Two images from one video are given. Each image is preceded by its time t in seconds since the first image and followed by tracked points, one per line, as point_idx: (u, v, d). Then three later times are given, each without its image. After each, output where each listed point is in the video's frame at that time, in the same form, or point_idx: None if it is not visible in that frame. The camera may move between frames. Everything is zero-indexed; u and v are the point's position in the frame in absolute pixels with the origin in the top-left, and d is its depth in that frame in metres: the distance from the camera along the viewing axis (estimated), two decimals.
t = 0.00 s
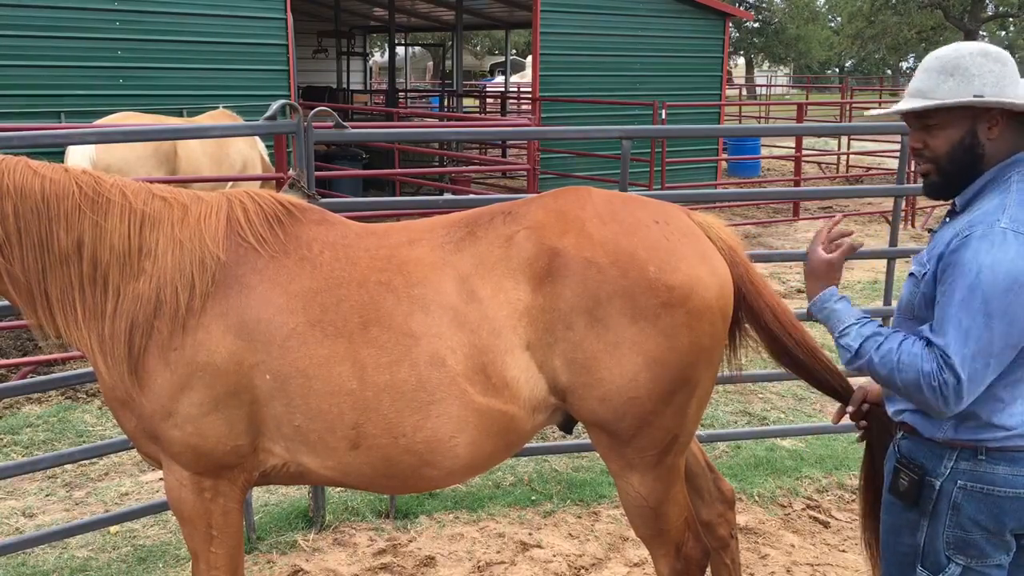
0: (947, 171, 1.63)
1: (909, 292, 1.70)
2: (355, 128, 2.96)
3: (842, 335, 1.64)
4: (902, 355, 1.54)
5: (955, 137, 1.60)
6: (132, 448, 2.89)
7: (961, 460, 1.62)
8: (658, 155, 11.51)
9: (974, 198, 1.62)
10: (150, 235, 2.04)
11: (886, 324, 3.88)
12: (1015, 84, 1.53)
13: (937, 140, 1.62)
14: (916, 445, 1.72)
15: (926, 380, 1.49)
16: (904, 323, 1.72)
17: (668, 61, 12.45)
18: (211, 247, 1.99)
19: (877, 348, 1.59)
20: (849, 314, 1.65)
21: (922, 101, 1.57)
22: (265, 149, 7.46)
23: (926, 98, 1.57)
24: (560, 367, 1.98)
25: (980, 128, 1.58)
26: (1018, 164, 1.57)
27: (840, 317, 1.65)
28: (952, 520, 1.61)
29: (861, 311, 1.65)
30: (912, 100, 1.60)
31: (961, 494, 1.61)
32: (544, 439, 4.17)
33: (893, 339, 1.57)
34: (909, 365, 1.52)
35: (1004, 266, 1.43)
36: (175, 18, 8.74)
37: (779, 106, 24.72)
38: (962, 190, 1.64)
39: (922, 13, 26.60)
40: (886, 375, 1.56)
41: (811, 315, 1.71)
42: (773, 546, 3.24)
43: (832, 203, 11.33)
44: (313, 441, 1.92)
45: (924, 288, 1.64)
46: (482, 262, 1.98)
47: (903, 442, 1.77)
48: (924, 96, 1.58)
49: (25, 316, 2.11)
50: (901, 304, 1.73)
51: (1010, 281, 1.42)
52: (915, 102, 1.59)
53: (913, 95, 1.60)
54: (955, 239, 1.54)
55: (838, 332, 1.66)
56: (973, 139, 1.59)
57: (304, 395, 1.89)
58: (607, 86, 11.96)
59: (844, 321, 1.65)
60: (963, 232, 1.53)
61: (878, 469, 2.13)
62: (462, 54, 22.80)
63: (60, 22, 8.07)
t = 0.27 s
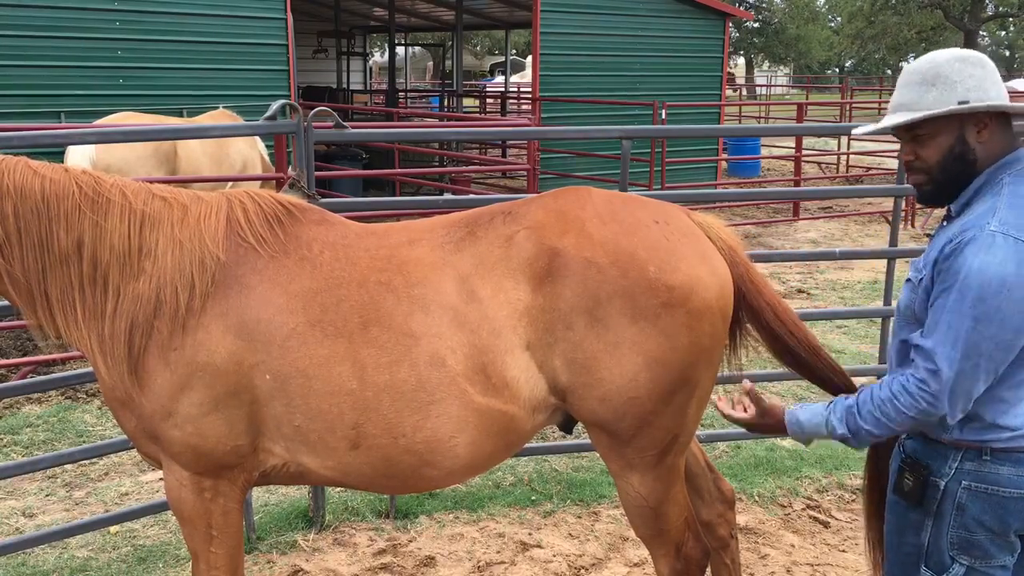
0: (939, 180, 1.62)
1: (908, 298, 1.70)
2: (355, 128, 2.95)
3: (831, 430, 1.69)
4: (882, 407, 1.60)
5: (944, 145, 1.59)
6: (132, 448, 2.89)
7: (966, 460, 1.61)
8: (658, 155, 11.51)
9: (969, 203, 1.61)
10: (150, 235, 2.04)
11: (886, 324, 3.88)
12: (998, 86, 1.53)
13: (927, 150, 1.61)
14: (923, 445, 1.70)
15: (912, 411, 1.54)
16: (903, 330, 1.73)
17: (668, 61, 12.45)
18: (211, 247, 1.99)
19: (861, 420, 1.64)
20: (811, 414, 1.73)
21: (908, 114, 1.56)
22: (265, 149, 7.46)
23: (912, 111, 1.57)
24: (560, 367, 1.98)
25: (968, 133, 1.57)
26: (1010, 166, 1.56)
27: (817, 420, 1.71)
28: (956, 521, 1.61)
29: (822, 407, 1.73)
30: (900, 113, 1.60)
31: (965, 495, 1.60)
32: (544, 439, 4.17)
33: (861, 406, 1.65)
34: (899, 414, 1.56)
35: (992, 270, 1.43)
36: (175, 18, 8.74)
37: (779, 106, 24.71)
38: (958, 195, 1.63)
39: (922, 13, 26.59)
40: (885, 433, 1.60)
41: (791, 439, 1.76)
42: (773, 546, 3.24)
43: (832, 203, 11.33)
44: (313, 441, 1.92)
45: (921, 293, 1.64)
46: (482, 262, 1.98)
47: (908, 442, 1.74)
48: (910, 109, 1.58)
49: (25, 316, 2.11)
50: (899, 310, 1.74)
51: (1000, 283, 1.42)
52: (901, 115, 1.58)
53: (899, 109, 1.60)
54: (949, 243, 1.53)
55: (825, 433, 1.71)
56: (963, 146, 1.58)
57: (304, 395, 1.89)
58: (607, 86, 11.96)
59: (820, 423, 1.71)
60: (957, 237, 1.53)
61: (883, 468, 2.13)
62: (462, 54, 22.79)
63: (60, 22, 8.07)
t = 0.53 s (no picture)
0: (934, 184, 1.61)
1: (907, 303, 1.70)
2: (355, 128, 2.95)
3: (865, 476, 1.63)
4: (899, 433, 1.56)
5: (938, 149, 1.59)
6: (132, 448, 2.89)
7: (966, 461, 1.60)
8: (658, 155, 11.50)
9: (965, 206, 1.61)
10: (150, 235, 2.04)
11: (886, 324, 3.88)
12: (990, 88, 1.54)
13: (922, 154, 1.61)
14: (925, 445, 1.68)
15: (928, 428, 1.51)
16: (905, 336, 1.73)
17: (668, 61, 12.45)
18: (211, 247, 1.99)
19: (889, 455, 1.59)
20: (842, 469, 1.69)
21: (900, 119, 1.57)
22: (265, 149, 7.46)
23: (905, 116, 1.58)
24: (560, 367, 1.98)
25: (962, 136, 1.57)
26: (1005, 167, 1.56)
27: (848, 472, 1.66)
28: (957, 522, 1.61)
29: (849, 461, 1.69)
30: (893, 118, 1.61)
31: (966, 495, 1.60)
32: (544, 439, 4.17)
33: (881, 440, 1.61)
34: (917, 437, 1.53)
35: (989, 274, 1.42)
36: (175, 18, 8.74)
37: (778, 106, 24.70)
38: (954, 198, 1.62)
39: (922, 13, 26.57)
40: (913, 460, 1.55)
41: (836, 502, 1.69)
42: (773, 546, 3.24)
43: (832, 203, 11.32)
44: (313, 441, 1.92)
45: (920, 299, 1.64)
46: (482, 262, 1.98)
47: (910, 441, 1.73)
48: (902, 114, 1.59)
49: (25, 316, 2.11)
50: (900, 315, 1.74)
51: (1000, 286, 1.41)
52: (894, 121, 1.59)
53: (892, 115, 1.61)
54: (947, 248, 1.53)
55: (865, 483, 1.64)
56: (957, 148, 1.58)
57: (304, 395, 1.89)
58: (607, 86, 11.96)
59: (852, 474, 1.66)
60: (954, 241, 1.53)
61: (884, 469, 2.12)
62: (462, 54, 22.80)
63: (60, 22, 8.07)
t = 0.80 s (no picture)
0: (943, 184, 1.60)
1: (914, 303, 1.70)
2: (355, 128, 2.95)
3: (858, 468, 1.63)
4: (897, 427, 1.55)
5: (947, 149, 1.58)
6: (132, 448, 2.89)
7: (973, 463, 1.59)
8: (658, 155, 11.50)
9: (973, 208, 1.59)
10: (150, 235, 2.04)
11: (886, 324, 3.88)
12: (1000, 89, 1.53)
13: (929, 154, 1.60)
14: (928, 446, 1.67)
15: (928, 426, 1.50)
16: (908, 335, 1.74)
17: (669, 61, 12.45)
18: (211, 247, 1.99)
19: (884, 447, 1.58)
20: (834, 455, 1.68)
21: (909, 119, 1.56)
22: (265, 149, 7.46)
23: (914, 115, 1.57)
24: (560, 368, 1.98)
25: (971, 137, 1.56)
26: (1014, 168, 1.55)
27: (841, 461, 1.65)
28: (964, 524, 1.59)
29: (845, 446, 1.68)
30: (902, 117, 1.60)
31: (973, 498, 1.59)
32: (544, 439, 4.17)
33: (878, 433, 1.60)
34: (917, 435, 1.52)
35: (999, 275, 1.41)
36: (175, 18, 8.74)
37: (778, 105, 24.70)
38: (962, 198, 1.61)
39: (922, 13, 26.55)
40: (908, 457, 1.54)
41: (822, 487, 1.69)
42: (773, 546, 3.24)
43: (832, 203, 11.33)
44: (313, 441, 1.92)
45: (927, 299, 1.64)
46: (481, 262, 1.98)
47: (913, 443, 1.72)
48: (912, 112, 1.58)
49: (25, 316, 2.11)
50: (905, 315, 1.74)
51: (1010, 288, 1.40)
52: (902, 119, 1.59)
53: (901, 114, 1.60)
54: (956, 248, 1.52)
55: (854, 474, 1.64)
56: (966, 148, 1.57)
57: (303, 395, 1.89)
58: (607, 86, 11.97)
59: (844, 463, 1.65)
60: (962, 241, 1.51)
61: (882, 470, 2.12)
62: (462, 54, 22.80)
63: (60, 22, 8.07)
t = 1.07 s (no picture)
0: (953, 176, 1.59)
1: (924, 304, 1.70)
2: (355, 128, 2.95)
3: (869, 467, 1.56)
4: (911, 423, 1.50)
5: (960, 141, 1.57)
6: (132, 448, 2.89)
7: (981, 465, 1.57)
8: (658, 155, 11.50)
9: (984, 203, 1.59)
10: (150, 235, 2.04)
11: (886, 324, 3.88)
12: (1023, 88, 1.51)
13: (942, 143, 1.59)
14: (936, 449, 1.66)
15: (943, 424, 1.44)
16: (920, 338, 1.73)
17: (669, 61, 12.46)
18: (211, 247, 2.00)
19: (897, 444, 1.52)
20: (847, 451, 1.61)
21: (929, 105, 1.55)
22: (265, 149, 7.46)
23: (932, 102, 1.56)
24: (560, 368, 1.98)
25: (987, 133, 1.56)
26: None
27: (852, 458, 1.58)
28: (972, 525, 1.58)
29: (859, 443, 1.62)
30: (919, 102, 1.58)
31: (981, 499, 1.57)
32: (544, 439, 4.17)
33: (893, 430, 1.54)
34: (936, 434, 1.45)
35: (1016, 273, 1.39)
36: (175, 18, 8.74)
37: (778, 105, 24.71)
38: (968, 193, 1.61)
39: (922, 13, 26.56)
40: (924, 456, 1.48)
41: (835, 484, 1.60)
42: (773, 546, 3.24)
43: (832, 203, 11.33)
44: (313, 441, 1.92)
45: (939, 299, 1.63)
46: (482, 262, 1.98)
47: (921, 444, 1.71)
48: (930, 99, 1.57)
49: (25, 316, 2.11)
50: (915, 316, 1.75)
51: None
52: (921, 105, 1.57)
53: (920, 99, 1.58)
54: (970, 248, 1.51)
55: (863, 471, 1.57)
56: (980, 143, 1.56)
57: (304, 395, 1.89)
58: (607, 86, 11.97)
59: (855, 459, 1.58)
60: (977, 241, 1.50)
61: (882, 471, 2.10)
62: (462, 54, 22.81)
63: (61, 22, 8.06)
